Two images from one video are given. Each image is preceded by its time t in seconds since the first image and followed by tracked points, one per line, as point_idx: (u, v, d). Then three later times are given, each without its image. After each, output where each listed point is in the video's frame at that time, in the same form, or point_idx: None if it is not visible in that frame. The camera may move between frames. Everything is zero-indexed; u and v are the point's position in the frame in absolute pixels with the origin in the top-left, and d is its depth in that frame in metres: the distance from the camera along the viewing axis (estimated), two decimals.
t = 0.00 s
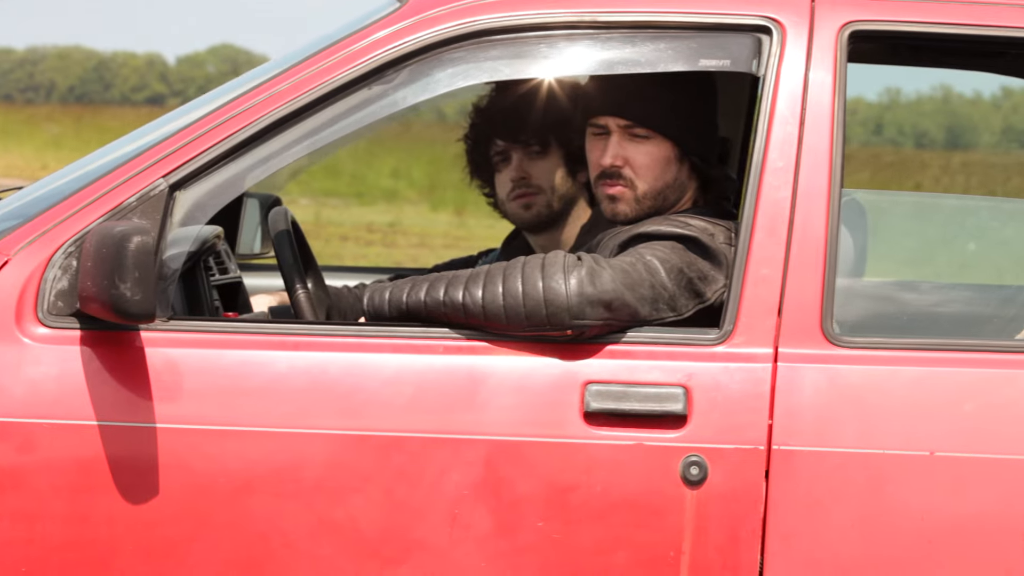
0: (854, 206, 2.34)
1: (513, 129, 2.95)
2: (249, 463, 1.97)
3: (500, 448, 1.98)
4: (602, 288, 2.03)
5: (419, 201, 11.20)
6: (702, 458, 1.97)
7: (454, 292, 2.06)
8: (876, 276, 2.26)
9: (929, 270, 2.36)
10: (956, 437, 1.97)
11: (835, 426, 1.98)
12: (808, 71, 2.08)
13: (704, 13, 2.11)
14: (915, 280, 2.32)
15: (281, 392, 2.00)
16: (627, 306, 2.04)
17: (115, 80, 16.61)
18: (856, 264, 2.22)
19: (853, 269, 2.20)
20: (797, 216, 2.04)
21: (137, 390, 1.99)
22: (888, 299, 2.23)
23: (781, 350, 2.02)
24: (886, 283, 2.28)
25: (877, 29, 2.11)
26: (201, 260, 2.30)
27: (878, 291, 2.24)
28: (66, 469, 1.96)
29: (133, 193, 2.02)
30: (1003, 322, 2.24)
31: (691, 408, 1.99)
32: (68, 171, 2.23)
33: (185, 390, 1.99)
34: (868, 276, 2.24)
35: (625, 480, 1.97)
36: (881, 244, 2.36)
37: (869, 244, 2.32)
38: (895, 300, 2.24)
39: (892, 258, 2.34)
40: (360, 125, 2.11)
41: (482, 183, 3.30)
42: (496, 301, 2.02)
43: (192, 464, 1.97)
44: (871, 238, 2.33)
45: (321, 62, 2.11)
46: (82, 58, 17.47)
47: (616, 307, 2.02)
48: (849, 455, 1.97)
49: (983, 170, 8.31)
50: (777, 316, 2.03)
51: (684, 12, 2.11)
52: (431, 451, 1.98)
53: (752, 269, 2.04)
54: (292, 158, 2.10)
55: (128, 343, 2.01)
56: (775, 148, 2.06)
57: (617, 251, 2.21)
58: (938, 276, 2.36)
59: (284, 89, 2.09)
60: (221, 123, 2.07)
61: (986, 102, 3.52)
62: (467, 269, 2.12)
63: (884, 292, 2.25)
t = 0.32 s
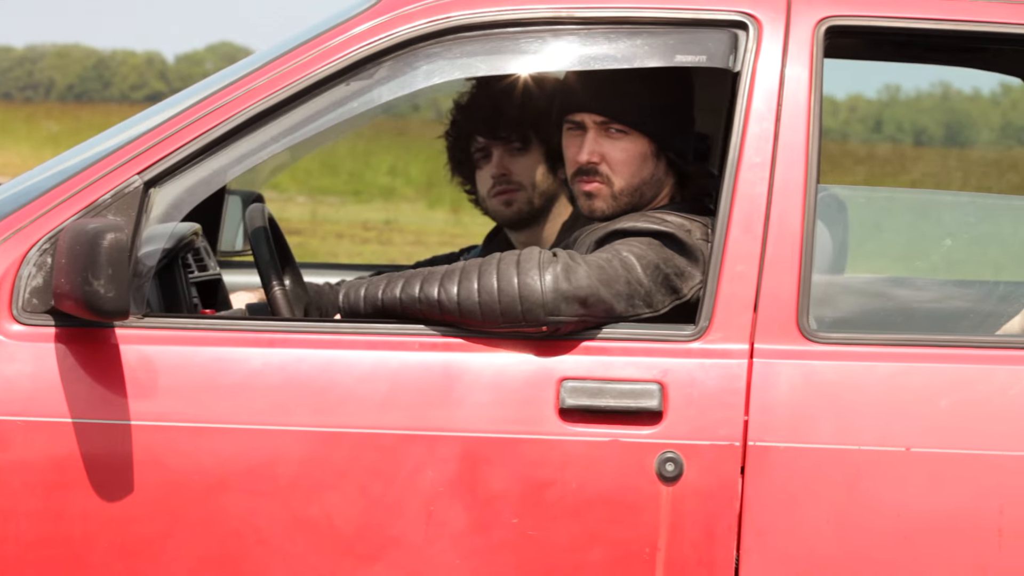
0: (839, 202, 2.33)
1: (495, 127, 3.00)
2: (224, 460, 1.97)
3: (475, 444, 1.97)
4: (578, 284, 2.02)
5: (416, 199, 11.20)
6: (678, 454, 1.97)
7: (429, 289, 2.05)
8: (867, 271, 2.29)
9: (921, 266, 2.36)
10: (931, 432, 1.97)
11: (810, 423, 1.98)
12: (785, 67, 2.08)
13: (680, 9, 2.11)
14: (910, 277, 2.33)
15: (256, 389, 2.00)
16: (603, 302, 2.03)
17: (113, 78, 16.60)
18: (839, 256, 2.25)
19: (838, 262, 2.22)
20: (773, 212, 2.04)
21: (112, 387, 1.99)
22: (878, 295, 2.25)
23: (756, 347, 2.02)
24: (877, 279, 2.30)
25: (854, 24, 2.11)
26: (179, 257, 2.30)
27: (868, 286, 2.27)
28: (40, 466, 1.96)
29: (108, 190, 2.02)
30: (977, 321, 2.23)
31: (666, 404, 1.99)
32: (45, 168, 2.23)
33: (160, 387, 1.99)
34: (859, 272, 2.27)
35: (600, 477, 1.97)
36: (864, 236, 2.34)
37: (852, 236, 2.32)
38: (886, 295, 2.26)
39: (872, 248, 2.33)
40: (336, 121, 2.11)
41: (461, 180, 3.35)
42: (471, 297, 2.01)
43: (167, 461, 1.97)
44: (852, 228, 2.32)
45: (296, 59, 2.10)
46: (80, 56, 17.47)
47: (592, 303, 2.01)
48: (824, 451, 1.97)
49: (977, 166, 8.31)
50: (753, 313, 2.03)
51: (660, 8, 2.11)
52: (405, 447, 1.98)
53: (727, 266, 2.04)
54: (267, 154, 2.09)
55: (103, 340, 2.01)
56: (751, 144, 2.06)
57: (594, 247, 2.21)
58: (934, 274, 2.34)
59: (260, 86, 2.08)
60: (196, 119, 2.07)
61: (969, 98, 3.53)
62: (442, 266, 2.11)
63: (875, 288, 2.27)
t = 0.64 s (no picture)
0: (820, 200, 2.33)
1: (476, 125, 3.03)
2: (201, 459, 1.97)
3: (452, 443, 1.97)
4: (554, 282, 2.01)
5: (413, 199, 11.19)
6: (655, 453, 1.97)
7: (406, 287, 2.05)
8: (862, 269, 2.29)
9: (920, 267, 2.36)
10: (907, 430, 1.97)
11: (788, 421, 1.98)
12: (762, 64, 2.08)
13: (657, 7, 2.11)
14: (910, 276, 2.34)
15: (233, 388, 2.00)
16: (580, 300, 2.02)
17: (111, 79, 16.60)
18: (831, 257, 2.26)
19: (821, 260, 2.22)
20: (751, 209, 2.04)
21: (89, 386, 1.98)
22: (874, 293, 2.25)
23: (734, 345, 2.01)
24: (870, 276, 2.30)
25: (832, 21, 2.11)
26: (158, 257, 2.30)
27: (862, 284, 2.27)
28: (18, 467, 1.96)
29: (85, 189, 2.02)
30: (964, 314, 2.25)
31: (644, 403, 1.99)
32: (23, 167, 2.22)
33: (136, 387, 1.99)
34: (852, 271, 2.27)
35: (578, 475, 1.97)
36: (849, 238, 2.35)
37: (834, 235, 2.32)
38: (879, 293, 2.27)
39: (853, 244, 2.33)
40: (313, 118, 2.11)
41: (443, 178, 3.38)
42: (447, 296, 2.00)
43: (144, 460, 1.97)
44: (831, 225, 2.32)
45: (273, 57, 2.10)
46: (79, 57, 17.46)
47: (569, 301, 2.01)
48: (801, 449, 1.97)
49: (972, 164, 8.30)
50: (730, 310, 2.03)
51: (636, 6, 2.11)
52: (382, 447, 1.97)
53: (704, 264, 2.04)
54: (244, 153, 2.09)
55: (81, 340, 2.02)
56: (728, 141, 2.06)
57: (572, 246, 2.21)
58: (931, 274, 2.35)
59: (237, 84, 2.08)
60: (173, 118, 2.07)
61: (953, 95, 3.53)
62: (419, 264, 2.11)
63: (868, 285, 2.27)
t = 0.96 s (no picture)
0: (802, 197, 2.33)
1: (459, 123, 3.05)
2: (179, 457, 1.97)
3: (430, 441, 1.97)
4: (533, 280, 2.01)
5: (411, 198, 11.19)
6: (634, 451, 1.96)
7: (384, 286, 2.04)
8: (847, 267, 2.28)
9: (915, 263, 2.37)
10: (886, 428, 1.97)
11: (766, 419, 1.98)
12: (741, 62, 2.08)
13: (637, 4, 2.11)
14: (908, 274, 2.33)
15: (210, 386, 1.99)
16: (558, 298, 2.02)
17: (110, 78, 16.60)
18: (820, 258, 2.29)
19: (803, 258, 2.24)
20: (730, 206, 2.04)
21: (67, 385, 1.98)
22: (876, 293, 2.24)
23: (713, 342, 2.01)
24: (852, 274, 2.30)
25: (812, 19, 2.11)
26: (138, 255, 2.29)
27: (860, 285, 2.26)
28: None
29: (63, 187, 2.02)
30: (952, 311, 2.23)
31: (622, 401, 1.98)
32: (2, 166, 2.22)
33: (115, 385, 1.99)
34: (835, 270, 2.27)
35: (556, 473, 1.97)
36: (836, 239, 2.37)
37: (817, 235, 2.34)
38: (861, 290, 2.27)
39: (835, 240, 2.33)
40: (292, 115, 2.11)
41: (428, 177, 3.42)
42: (426, 294, 2.00)
43: (122, 458, 1.96)
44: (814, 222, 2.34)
45: (252, 55, 2.10)
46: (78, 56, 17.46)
47: (547, 299, 2.01)
48: (780, 447, 1.97)
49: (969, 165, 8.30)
50: (709, 308, 2.02)
51: (615, 4, 2.11)
52: (360, 445, 1.97)
53: (683, 261, 2.04)
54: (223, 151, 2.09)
55: (59, 338, 2.01)
56: (707, 139, 2.06)
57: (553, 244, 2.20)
58: (926, 271, 2.36)
59: (215, 83, 2.08)
60: (151, 116, 2.07)
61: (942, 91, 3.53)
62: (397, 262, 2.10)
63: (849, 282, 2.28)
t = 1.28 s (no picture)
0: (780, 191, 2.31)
1: (438, 119, 3.06)
2: (151, 454, 1.96)
3: (402, 439, 1.97)
4: (505, 277, 2.01)
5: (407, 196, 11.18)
6: (606, 447, 1.96)
7: (357, 282, 2.04)
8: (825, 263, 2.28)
9: (897, 259, 2.35)
10: (859, 424, 1.97)
11: (739, 415, 1.97)
12: (716, 57, 2.08)
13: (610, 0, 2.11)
14: (904, 270, 2.31)
15: (182, 383, 1.99)
16: (531, 294, 2.02)
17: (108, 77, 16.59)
18: (818, 255, 2.29)
19: (785, 250, 2.23)
20: (703, 202, 2.04)
21: (39, 382, 1.98)
22: (875, 289, 2.24)
23: (686, 338, 2.01)
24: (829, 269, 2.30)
25: (786, 15, 2.11)
26: (114, 252, 2.29)
27: (855, 280, 2.27)
28: None
29: (35, 184, 2.01)
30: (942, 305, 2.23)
31: (595, 397, 1.98)
32: None
33: (87, 382, 1.99)
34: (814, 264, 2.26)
35: (529, 469, 1.96)
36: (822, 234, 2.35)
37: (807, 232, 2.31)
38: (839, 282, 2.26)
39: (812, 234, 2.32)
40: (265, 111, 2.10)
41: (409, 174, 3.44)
42: (398, 291, 1.99)
43: (93, 456, 1.96)
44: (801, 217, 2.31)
45: (225, 52, 2.09)
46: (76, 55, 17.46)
47: (520, 295, 2.00)
48: (753, 443, 1.97)
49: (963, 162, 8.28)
50: (682, 304, 2.02)
51: None
52: (332, 442, 1.97)
53: (657, 257, 2.03)
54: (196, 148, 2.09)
55: (31, 335, 2.01)
56: (680, 136, 2.05)
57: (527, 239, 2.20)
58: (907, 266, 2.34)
59: (188, 79, 2.07)
60: (124, 113, 2.06)
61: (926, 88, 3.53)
62: (370, 259, 2.10)
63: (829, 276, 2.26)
